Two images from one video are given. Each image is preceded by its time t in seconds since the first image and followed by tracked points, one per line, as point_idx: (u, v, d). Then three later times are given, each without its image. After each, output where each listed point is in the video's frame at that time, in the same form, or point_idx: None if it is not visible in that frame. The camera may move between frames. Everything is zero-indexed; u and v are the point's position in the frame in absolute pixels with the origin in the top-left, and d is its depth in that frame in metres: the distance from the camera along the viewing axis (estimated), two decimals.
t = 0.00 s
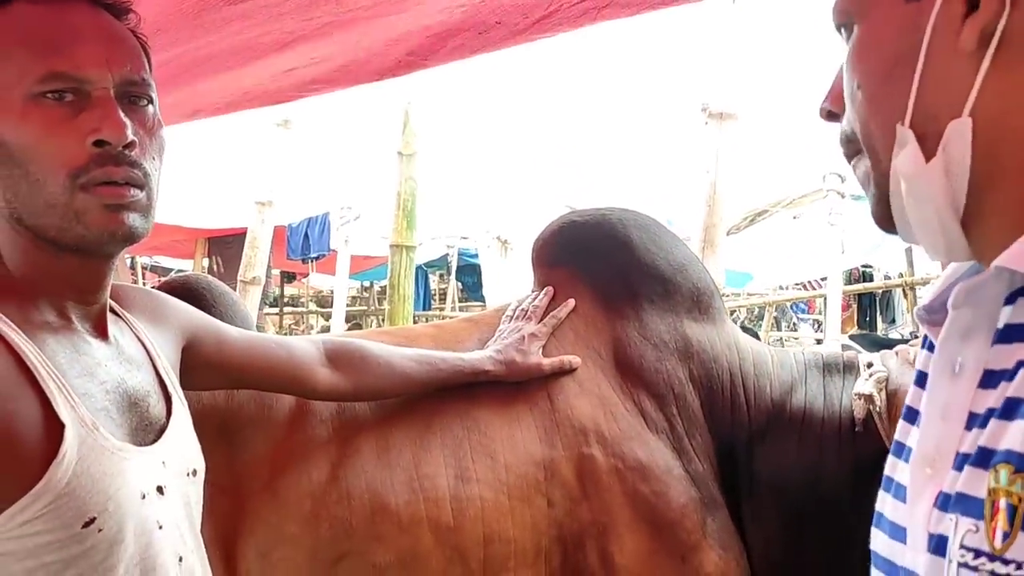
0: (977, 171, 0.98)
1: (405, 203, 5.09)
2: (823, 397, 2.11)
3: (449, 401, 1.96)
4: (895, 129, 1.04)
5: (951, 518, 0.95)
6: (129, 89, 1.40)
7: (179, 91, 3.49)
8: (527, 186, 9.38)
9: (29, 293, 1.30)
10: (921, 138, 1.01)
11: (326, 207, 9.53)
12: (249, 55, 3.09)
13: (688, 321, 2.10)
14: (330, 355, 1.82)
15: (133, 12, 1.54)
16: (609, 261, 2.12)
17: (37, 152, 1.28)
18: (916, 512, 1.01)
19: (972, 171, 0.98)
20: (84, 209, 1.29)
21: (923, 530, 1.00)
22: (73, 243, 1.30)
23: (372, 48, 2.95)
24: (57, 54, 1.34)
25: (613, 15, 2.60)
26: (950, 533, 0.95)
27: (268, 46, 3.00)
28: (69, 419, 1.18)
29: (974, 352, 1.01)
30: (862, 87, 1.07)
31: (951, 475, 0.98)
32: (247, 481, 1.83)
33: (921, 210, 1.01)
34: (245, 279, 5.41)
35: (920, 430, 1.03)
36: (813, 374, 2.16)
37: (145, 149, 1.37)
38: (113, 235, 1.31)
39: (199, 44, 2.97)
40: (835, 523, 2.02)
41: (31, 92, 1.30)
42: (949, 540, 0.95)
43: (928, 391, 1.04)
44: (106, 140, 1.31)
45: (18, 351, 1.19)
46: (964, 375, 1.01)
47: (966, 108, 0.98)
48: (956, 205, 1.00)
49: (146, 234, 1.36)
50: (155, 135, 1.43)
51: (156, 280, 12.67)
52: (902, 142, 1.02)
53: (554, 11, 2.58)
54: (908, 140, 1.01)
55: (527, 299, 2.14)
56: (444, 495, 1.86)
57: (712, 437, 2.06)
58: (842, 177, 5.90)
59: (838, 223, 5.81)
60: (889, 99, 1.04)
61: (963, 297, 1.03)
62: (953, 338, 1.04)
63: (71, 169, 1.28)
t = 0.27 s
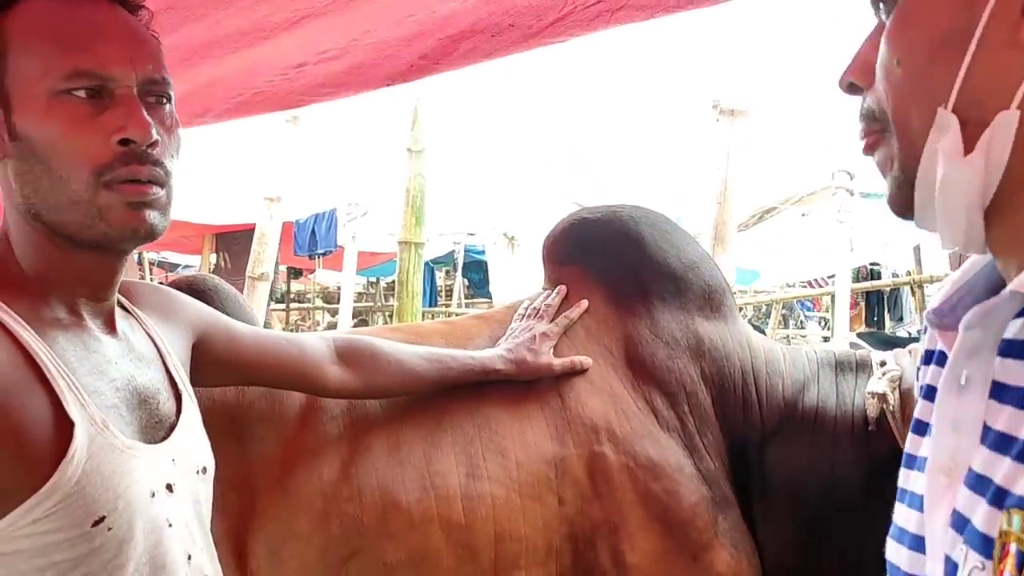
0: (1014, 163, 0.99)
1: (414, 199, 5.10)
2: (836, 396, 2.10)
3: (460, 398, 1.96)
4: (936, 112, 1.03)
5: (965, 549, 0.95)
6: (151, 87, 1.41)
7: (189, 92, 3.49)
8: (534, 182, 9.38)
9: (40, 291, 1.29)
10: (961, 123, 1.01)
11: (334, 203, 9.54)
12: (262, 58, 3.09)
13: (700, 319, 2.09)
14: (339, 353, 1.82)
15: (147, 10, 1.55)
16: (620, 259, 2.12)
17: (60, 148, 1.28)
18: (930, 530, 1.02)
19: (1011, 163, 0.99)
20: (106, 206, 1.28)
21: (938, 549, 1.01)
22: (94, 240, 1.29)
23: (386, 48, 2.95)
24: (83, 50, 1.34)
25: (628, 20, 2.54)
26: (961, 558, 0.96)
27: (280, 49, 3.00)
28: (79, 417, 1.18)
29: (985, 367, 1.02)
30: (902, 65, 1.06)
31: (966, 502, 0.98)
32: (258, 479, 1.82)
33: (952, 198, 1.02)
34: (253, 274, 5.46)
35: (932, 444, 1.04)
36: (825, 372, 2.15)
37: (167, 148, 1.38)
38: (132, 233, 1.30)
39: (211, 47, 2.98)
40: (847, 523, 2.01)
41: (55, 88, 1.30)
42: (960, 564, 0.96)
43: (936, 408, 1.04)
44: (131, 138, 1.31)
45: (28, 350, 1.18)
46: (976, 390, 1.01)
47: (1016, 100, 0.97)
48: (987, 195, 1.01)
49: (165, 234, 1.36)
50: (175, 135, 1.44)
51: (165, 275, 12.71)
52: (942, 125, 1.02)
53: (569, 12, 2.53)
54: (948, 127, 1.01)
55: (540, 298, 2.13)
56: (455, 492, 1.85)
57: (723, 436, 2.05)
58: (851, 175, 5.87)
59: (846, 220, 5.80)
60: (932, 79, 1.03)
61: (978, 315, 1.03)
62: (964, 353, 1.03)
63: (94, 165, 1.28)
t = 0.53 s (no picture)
0: None
1: (423, 197, 5.11)
2: (847, 394, 2.09)
3: (471, 395, 1.96)
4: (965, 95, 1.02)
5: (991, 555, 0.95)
6: (163, 83, 1.41)
7: (201, 93, 3.50)
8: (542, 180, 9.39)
9: (50, 286, 1.28)
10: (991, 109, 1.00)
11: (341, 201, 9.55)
12: (273, 61, 3.09)
13: (711, 317, 2.09)
14: (346, 348, 1.81)
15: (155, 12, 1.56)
16: (630, 256, 2.11)
17: (73, 142, 1.28)
18: (948, 531, 1.02)
19: None
20: (121, 199, 1.28)
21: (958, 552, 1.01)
22: (109, 233, 1.29)
23: (399, 50, 2.94)
24: (98, 46, 1.34)
25: (641, 19, 2.53)
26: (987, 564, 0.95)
27: (291, 52, 3.00)
28: (89, 415, 1.16)
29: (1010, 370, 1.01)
30: (933, 45, 1.04)
31: (990, 506, 0.97)
32: (269, 476, 1.83)
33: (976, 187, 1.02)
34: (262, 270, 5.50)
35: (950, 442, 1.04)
36: (837, 371, 2.14)
37: (179, 143, 1.38)
38: (147, 226, 1.30)
39: (223, 50, 2.98)
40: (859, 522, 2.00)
41: (69, 83, 1.30)
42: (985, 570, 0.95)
43: (958, 411, 1.04)
44: (146, 132, 1.31)
45: (39, 348, 1.17)
46: (997, 393, 1.01)
47: None
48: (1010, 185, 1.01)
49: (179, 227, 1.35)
50: (186, 129, 1.44)
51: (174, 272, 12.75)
52: (971, 109, 1.01)
53: (582, 14, 2.51)
54: (980, 111, 1.00)
55: (552, 298, 2.12)
56: (467, 490, 1.85)
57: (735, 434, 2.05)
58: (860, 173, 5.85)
59: (856, 219, 5.79)
60: (964, 61, 1.02)
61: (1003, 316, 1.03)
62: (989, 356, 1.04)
63: (108, 159, 1.28)
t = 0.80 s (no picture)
0: None
1: (431, 194, 5.13)
2: (857, 394, 2.09)
3: (481, 392, 1.96)
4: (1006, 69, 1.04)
5: (1009, 554, 0.94)
6: (145, 61, 1.39)
7: (213, 91, 3.51)
8: (550, 179, 9.38)
9: (59, 281, 1.28)
10: None
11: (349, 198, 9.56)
12: (284, 57, 3.10)
13: (721, 316, 2.09)
14: (343, 333, 1.83)
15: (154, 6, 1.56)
16: (640, 254, 2.11)
17: (58, 126, 1.27)
18: (962, 529, 1.02)
19: None
20: (107, 179, 1.26)
21: (973, 551, 1.00)
22: (100, 217, 1.27)
23: (409, 44, 2.94)
24: (76, 26, 1.33)
25: (653, 14, 2.53)
26: (1008, 567, 0.93)
27: (302, 49, 3.00)
28: (95, 412, 1.16)
29: None
30: (976, 21, 1.07)
31: (1008, 505, 0.97)
32: (280, 473, 1.84)
33: (1014, 160, 1.02)
34: (268, 265, 5.55)
35: (967, 440, 1.03)
36: (847, 370, 2.14)
37: (167, 119, 1.35)
38: (135, 204, 1.27)
39: (234, 46, 2.98)
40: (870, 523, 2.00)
41: (50, 67, 1.29)
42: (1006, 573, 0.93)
43: (977, 408, 1.04)
44: (126, 107, 1.28)
45: (46, 344, 1.17)
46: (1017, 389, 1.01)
47: None
48: None
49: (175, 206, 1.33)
50: (178, 107, 1.41)
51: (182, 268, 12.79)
52: (1011, 81, 1.02)
53: (592, 8, 2.51)
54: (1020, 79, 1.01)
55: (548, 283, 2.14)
56: (477, 487, 1.85)
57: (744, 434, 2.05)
58: (870, 171, 5.83)
59: (864, 218, 5.77)
60: (1008, 39, 1.04)
61: None
62: (1011, 355, 1.02)
63: (89, 138, 1.26)
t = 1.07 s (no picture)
0: None
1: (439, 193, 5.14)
2: (866, 393, 2.08)
3: (488, 389, 1.96)
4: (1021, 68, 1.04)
5: None
6: (141, 44, 1.39)
7: (224, 97, 3.52)
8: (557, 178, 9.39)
9: (77, 276, 1.28)
10: None
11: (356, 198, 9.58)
12: (295, 65, 3.10)
13: (728, 314, 2.08)
14: (370, 319, 1.86)
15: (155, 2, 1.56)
16: (647, 251, 2.10)
17: (59, 112, 1.28)
18: (982, 530, 1.02)
19: None
20: (110, 155, 1.26)
21: (994, 553, 1.00)
22: (107, 195, 1.27)
23: (419, 49, 2.94)
24: (69, 15, 1.34)
25: (664, 17, 2.52)
26: None
27: (314, 56, 3.00)
28: (106, 404, 1.16)
29: None
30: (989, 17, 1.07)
31: None
32: (289, 471, 1.85)
33: None
34: (276, 266, 5.57)
35: (985, 440, 1.03)
36: (855, 369, 2.13)
37: (167, 96, 1.35)
38: (140, 179, 1.27)
39: (245, 54, 2.99)
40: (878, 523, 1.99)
41: (47, 57, 1.31)
42: None
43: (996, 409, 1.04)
44: (122, 83, 1.29)
45: (60, 335, 1.18)
46: None
47: None
48: None
49: (182, 179, 1.32)
50: (179, 86, 1.39)
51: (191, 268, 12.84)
52: None
53: (602, 12, 2.50)
54: None
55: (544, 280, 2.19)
56: (484, 485, 1.85)
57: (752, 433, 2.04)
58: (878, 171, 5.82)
59: (873, 218, 5.76)
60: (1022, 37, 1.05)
61: None
62: None
63: (90, 119, 1.27)
